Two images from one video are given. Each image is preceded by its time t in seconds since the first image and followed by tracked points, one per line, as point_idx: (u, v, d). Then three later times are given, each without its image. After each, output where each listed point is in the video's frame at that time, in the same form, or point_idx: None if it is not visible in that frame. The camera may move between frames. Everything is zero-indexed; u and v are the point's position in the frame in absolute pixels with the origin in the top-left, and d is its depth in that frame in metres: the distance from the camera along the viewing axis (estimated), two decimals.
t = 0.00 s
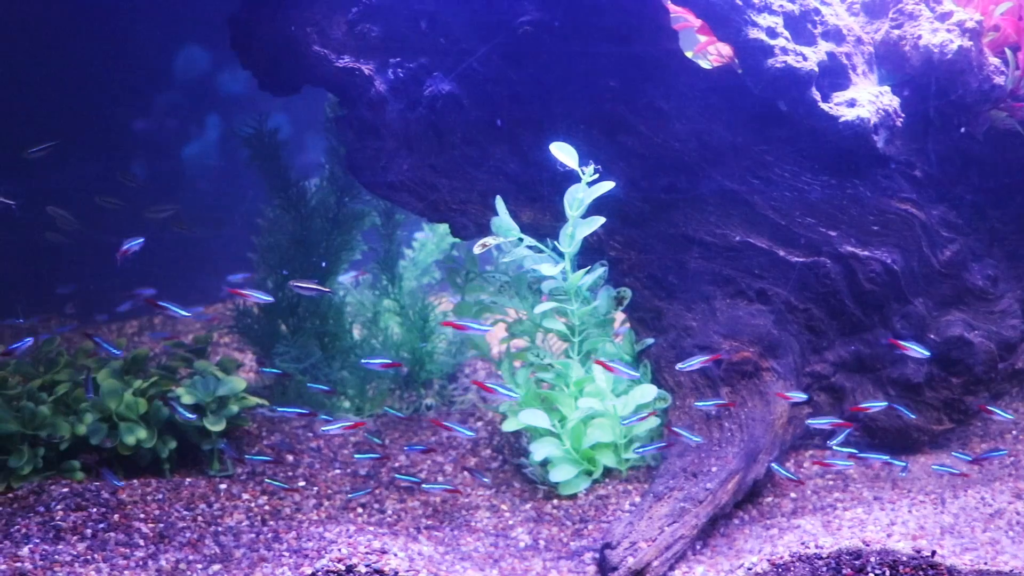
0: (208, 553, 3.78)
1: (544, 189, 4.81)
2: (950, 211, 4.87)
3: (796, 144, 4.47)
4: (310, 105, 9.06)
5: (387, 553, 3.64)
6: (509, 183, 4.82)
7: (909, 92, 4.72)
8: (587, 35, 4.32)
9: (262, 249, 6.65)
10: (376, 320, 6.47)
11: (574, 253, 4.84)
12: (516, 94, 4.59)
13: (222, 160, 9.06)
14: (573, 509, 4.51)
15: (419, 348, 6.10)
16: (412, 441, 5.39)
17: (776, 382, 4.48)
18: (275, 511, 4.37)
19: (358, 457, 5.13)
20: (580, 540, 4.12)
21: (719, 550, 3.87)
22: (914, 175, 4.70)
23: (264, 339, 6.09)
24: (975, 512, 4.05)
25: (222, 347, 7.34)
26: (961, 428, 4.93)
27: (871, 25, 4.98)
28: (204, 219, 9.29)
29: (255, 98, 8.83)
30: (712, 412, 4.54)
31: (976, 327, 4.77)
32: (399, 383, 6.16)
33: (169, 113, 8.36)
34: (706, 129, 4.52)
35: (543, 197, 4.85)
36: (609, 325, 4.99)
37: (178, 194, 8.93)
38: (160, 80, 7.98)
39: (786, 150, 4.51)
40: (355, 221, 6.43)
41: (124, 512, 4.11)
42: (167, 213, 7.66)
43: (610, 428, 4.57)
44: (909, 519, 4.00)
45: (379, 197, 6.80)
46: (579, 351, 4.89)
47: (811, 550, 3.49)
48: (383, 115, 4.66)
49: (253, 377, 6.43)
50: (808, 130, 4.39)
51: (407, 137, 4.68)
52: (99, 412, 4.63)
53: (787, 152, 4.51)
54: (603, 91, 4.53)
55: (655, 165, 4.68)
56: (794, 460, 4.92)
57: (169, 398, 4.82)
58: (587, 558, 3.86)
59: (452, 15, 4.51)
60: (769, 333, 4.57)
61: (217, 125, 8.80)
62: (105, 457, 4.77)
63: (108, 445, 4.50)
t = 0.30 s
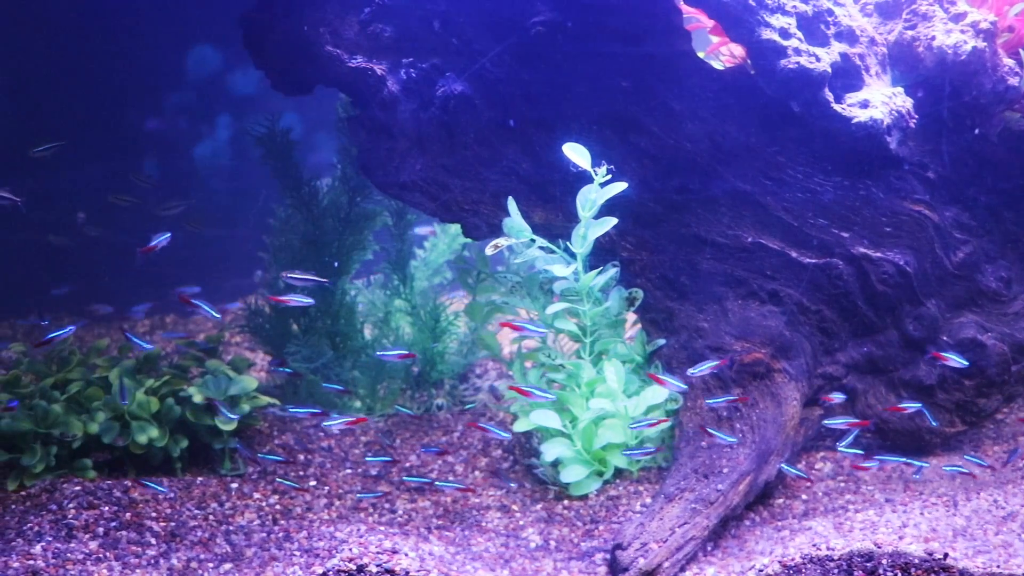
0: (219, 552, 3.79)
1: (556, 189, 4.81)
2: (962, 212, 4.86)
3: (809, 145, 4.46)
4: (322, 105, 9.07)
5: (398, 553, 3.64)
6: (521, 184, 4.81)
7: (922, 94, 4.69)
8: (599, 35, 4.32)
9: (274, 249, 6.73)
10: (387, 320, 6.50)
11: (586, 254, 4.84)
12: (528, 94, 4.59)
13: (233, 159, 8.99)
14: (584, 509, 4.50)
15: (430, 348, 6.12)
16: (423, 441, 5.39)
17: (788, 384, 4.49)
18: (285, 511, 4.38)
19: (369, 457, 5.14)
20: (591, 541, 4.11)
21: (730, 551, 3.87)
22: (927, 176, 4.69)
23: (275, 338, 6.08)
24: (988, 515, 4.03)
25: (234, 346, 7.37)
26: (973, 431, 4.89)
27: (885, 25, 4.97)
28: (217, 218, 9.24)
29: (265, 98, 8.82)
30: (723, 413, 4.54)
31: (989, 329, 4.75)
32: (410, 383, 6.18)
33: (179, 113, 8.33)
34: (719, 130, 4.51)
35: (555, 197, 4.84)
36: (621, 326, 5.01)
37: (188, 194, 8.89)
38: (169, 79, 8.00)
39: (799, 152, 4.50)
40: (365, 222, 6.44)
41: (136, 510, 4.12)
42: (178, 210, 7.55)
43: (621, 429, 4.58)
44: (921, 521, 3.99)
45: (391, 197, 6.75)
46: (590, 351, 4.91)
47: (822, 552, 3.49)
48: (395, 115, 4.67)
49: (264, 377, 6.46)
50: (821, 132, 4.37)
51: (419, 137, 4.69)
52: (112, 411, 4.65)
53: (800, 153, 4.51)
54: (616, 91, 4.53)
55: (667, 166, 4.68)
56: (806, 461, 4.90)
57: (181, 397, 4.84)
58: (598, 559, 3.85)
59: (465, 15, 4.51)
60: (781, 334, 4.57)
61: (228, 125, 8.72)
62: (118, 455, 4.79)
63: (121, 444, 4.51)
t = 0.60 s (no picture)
0: (229, 551, 3.80)
1: (567, 190, 4.81)
2: (974, 213, 4.85)
3: (820, 146, 4.46)
4: (331, 106, 9.28)
5: (408, 553, 3.64)
6: (532, 184, 4.81)
7: (935, 95, 4.67)
8: (610, 36, 4.33)
9: (284, 248, 6.75)
10: (396, 320, 6.50)
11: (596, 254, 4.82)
12: (539, 95, 4.59)
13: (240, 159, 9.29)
14: (593, 510, 4.50)
15: (440, 348, 6.15)
16: (432, 441, 5.39)
17: (798, 385, 4.48)
18: (295, 510, 4.38)
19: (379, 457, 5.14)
20: (600, 542, 4.11)
21: (740, 553, 3.86)
22: (938, 178, 4.68)
23: (285, 338, 6.09)
24: (999, 517, 4.01)
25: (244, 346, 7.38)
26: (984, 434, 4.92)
27: (897, 26, 4.95)
28: (226, 217, 9.41)
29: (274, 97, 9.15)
30: (733, 414, 4.53)
31: (1000, 330, 4.74)
32: (419, 382, 6.19)
33: (189, 113, 8.59)
34: (730, 131, 4.51)
35: (566, 197, 4.84)
36: (631, 326, 4.98)
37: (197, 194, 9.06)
38: (179, 80, 8.27)
39: (810, 153, 4.50)
40: (376, 221, 6.45)
41: (146, 509, 4.13)
42: (191, 207, 7.61)
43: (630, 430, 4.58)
44: (931, 523, 3.98)
45: (401, 197, 6.76)
46: (600, 352, 4.90)
47: (831, 553, 3.48)
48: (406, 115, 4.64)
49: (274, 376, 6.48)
50: (831, 133, 4.38)
51: (430, 138, 4.69)
52: (122, 410, 4.66)
53: (812, 154, 4.50)
54: (627, 92, 4.53)
55: (678, 166, 4.67)
56: (816, 462, 4.88)
57: (191, 397, 4.84)
58: (607, 560, 3.85)
59: (476, 16, 4.52)
60: (792, 335, 4.56)
61: (236, 125, 9.12)
62: (128, 454, 4.80)
63: (131, 443, 4.52)
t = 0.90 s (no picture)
0: (241, 550, 3.82)
1: (579, 190, 4.81)
2: (988, 215, 4.83)
3: (833, 147, 4.45)
4: (342, 106, 9.32)
5: (419, 553, 3.64)
6: (544, 184, 4.80)
7: (948, 96, 4.66)
8: (622, 37, 4.34)
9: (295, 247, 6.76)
10: (407, 319, 6.49)
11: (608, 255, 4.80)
12: (552, 95, 4.60)
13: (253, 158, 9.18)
14: (604, 511, 4.49)
15: (450, 348, 6.14)
16: (443, 441, 5.40)
17: (810, 387, 4.49)
18: (306, 509, 4.39)
19: (390, 457, 5.15)
20: (611, 543, 4.11)
21: (751, 554, 3.85)
22: (952, 179, 4.66)
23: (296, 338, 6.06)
24: (1011, 520, 4.00)
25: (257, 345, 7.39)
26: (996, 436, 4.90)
27: (910, 27, 4.94)
28: (237, 217, 9.30)
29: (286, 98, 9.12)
30: (744, 415, 4.51)
31: (1013, 333, 4.74)
32: (430, 382, 6.21)
33: (200, 113, 8.56)
34: (742, 132, 4.50)
35: (578, 198, 4.83)
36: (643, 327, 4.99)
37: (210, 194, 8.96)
38: (190, 78, 8.27)
39: (823, 154, 4.49)
40: (387, 221, 6.46)
41: (158, 508, 4.14)
42: (202, 205, 7.57)
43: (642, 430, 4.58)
44: (944, 526, 3.96)
45: (412, 197, 6.70)
46: (611, 353, 4.90)
47: (843, 555, 3.48)
48: (418, 115, 4.64)
49: (286, 375, 6.48)
50: (845, 134, 4.36)
51: (442, 138, 4.69)
52: (134, 409, 4.67)
53: (825, 155, 4.49)
54: (639, 92, 4.53)
55: (690, 167, 4.66)
56: (827, 464, 4.85)
57: (203, 396, 4.85)
58: (618, 560, 3.84)
59: (489, 16, 4.53)
60: (803, 336, 4.56)
61: (248, 124, 8.98)
62: (140, 453, 4.81)
63: (143, 441, 4.53)
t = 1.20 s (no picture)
0: (251, 549, 3.82)
1: (590, 191, 4.80)
2: (1004, 216, 4.77)
3: (846, 148, 4.43)
4: (352, 105, 9.32)
5: (429, 553, 3.64)
6: (555, 184, 4.80)
7: (962, 97, 4.66)
8: (635, 37, 4.36)
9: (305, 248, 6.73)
10: (418, 319, 6.50)
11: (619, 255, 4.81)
12: (563, 96, 4.60)
13: (263, 157, 9.22)
14: (615, 511, 4.48)
15: (460, 348, 6.13)
16: (454, 441, 5.41)
17: (821, 388, 4.46)
18: (316, 509, 4.39)
19: (400, 457, 5.15)
20: (621, 543, 4.10)
21: (761, 556, 3.84)
22: (965, 180, 4.64)
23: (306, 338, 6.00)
24: None
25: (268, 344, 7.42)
26: (1010, 436, 4.79)
27: (923, 28, 4.95)
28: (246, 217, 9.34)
29: (296, 97, 9.16)
30: (756, 416, 4.53)
31: None
32: (440, 382, 6.21)
33: (210, 112, 8.63)
34: (754, 133, 4.49)
35: (589, 198, 4.83)
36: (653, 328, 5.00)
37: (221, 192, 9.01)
38: (199, 78, 8.34)
39: (835, 155, 4.47)
40: (398, 221, 6.51)
41: (168, 506, 4.15)
42: (212, 203, 7.55)
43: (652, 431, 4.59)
44: (955, 528, 3.94)
45: (424, 197, 6.82)
46: (622, 354, 4.89)
47: (854, 557, 3.47)
48: (430, 115, 4.65)
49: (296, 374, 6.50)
50: (857, 136, 4.35)
51: (454, 138, 4.69)
52: (145, 407, 4.68)
53: (837, 156, 4.48)
54: (651, 93, 4.53)
55: (702, 168, 4.65)
56: (838, 465, 4.83)
57: (214, 395, 4.86)
58: (628, 561, 3.84)
59: (501, 16, 4.53)
60: (815, 338, 4.55)
61: (258, 124, 9.02)
62: (151, 451, 4.82)
63: (154, 440, 4.54)
